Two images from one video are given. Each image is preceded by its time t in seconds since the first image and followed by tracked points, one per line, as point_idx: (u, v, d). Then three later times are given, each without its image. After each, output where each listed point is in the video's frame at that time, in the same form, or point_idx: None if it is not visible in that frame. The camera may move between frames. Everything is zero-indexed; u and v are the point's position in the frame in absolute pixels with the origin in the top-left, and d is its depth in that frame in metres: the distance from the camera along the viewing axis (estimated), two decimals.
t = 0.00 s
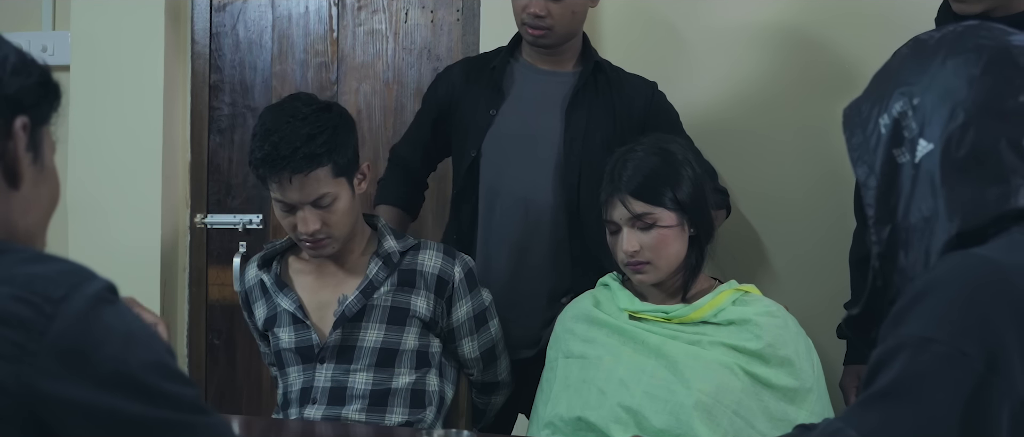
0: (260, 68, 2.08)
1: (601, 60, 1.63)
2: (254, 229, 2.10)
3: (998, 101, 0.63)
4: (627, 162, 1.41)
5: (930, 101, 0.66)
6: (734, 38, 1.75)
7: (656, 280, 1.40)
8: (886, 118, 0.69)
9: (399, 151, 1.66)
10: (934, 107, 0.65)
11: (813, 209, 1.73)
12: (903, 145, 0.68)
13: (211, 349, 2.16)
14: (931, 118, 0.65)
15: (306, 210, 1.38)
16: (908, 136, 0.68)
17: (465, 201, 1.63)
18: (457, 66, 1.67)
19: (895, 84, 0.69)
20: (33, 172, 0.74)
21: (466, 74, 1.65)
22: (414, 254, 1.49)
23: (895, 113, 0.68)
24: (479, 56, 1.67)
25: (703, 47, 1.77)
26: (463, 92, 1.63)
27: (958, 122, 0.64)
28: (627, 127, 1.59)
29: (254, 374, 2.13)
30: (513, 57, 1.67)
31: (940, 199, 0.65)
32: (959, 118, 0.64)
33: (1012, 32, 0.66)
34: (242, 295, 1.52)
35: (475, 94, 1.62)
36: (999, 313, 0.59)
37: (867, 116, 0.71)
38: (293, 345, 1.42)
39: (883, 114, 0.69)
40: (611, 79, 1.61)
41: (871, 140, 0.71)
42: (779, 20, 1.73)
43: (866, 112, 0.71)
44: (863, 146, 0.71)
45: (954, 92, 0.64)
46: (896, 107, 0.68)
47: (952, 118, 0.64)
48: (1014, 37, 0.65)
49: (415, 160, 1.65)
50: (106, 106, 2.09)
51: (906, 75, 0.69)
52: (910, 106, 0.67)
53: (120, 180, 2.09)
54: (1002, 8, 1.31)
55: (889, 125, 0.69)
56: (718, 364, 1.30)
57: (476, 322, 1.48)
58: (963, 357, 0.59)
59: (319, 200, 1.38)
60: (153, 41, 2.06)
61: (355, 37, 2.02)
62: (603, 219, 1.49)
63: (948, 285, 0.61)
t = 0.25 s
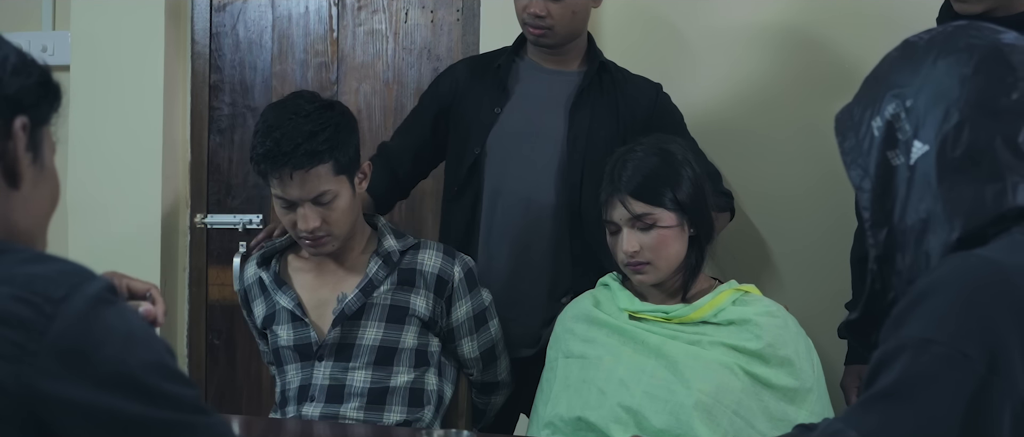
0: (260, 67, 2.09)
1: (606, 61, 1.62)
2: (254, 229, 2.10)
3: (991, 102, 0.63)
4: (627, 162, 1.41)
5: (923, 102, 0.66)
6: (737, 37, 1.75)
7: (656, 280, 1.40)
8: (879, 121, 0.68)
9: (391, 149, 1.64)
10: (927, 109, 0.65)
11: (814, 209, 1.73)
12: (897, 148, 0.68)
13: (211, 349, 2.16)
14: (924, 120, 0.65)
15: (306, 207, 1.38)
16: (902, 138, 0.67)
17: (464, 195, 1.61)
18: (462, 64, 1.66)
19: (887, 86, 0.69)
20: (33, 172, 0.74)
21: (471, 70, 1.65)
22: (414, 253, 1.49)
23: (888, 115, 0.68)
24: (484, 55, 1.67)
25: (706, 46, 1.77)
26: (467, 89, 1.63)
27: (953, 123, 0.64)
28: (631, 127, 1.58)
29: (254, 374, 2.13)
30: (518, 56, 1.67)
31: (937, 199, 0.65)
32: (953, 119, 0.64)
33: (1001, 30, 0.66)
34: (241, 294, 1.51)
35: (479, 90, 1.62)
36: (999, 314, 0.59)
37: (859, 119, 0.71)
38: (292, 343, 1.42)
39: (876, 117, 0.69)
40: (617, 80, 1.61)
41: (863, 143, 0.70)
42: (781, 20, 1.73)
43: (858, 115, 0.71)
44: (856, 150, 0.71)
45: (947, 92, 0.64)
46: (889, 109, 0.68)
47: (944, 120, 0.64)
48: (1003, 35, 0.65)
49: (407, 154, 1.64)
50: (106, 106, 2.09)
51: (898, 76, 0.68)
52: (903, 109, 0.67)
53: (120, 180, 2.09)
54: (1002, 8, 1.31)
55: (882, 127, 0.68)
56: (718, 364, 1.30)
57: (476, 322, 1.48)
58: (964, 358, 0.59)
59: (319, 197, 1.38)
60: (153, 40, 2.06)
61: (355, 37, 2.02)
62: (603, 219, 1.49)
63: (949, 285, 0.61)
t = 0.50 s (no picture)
0: (260, 67, 2.09)
1: (610, 64, 1.62)
2: (254, 229, 2.11)
3: (987, 100, 0.63)
4: (626, 162, 1.41)
5: (915, 105, 0.65)
6: (740, 38, 1.75)
7: (656, 280, 1.40)
8: (871, 125, 0.68)
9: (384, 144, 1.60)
10: (920, 111, 0.65)
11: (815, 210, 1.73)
12: (890, 151, 0.67)
13: (211, 349, 2.16)
14: (918, 124, 0.65)
15: (306, 204, 1.38)
16: (895, 141, 0.67)
17: (473, 192, 1.60)
18: (469, 62, 1.66)
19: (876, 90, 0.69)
20: (32, 172, 0.74)
21: (478, 73, 1.64)
22: (414, 252, 1.49)
23: (880, 120, 0.68)
24: (490, 55, 1.67)
25: (709, 47, 1.77)
26: (473, 88, 1.63)
27: (947, 125, 0.63)
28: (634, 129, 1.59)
29: (254, 374, 2.13)
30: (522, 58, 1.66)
31: (932, 200, 0.64)
32: (947, 121, 0.63)
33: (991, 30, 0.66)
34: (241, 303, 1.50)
35: (485, 91, 1.62)
36: (999, 315, 0.59)
37: (851, 123, 0.70)
38: (293, 344, 1.42)
39: (868, 121, 0.69)
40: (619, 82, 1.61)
41: (856, 147, 0.69)
42: (783, 21, 1.73)
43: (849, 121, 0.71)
44: (848, 158, 0.70)
45: (940, 90, 0.64)
46: (881, 113, 0.68)
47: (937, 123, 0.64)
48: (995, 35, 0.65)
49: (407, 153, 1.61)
50: (106, 106, 2.09)
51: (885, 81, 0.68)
52: (895, 112, 0.67)
53: (120, 180, 2.09)
54: (1002, 8, 1.31)
55: (874, 131, 0.68)
56: (718, 364, 1.30)
57: (476, 322, 1.48)
58: (964, 359, 0.59)
59: (319, 193, 1.38)
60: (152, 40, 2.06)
61: (355, 37, 2.02)
62: (602, 220, 1.49)
63: (949, 286, 0.61)
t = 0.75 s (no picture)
0: (260, 67, 2.09)
1: (612, 66, 1.62)
2: (254, 229, 2.11)
3: (983, 100, 0.63)
4: (625, 162, 1.41)
5: (911, 108, 0.65)
6: (743, 38, 1.75)
7: (656, 280, 1.40)
8: (866, 128, 0.68)
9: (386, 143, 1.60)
10: (916, 115, 0.65)
11: (815, 213, 1.73)
12: (885, 155, 0.67)
13: (211, 349, 2.16)
14: (912, 127, 0.65)
15: (315, 195, 1.38)
16: (890, 144, 0.67)
17: (477, 196, 1.60)
18: (470, 61, 1.66)
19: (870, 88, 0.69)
20: (33, 172, 0.74)
21: (479, 73, 1.63)
22: (413, 252, 1.49)
23: (875, 123, 0.67)
24: (491, 55, 1.66)
25: (712, 46, 1.77)
26: (474, 89, 1.62)
27: (944, 127, 0.64)
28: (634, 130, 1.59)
29: (254, 374, 2.13)
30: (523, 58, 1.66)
31: (930, 202, 0.64)
32: (944, 122, 0.64)
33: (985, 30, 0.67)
34: (241, 296, 1.51)
35: (487, 91, 1.62)
36: (1000, 317, 0.60)
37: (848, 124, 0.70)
38: (292, 343, 1.42)
39: (862, 124, 0.68)
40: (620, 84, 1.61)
41: (852, 154, 0.69)
42: (784, 22, 1.73)
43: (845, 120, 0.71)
44: (844, 161, 0.70)
45: (935, 90, 0.64)
46: (876, 116, 0.67)
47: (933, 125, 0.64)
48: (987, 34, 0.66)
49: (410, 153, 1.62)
50: (106, 106, 2.09)
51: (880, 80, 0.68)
52: (891, 115, 0.66)
53: (120, 180, 2.09)
54: (1002, 7, 1.31)
55: (869, 135, 0.68)
56: (718, 364, 1.30)
57: (476, 321, 1.48)
58: (964, 360, 0.59)
59: (328, 185, 1.38)
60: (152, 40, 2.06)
61: (355, 37, 2.02)
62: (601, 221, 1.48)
63: (951, 287, 0.61)
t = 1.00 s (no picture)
0: (260, 67, 2.08)
1: (603, 63, 1.61)
2: (254, 229, 2.11)
3: (977, 105, 0.63)
4: (625, 163, 1.41)
5: (902, 114, 0.65)
6: (735, 40, 1.75)
7: (656, 280, 1.40)
8: (858, 134, 0.69)
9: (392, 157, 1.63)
10: (908, 120, 0.65)
11: (813, 213, 1.73)
12: (878, 160, 0.68)
13: (211, 349, 2.16)
14: (904, 132, 0.65)
15: (325, 199, 1.37)
16: (882, 150, 0.67)
17: (469, 195, 1.60)
18: (462, 66, 1.66)
19: (867, 91, 0.69)
20: (33, 172, 0.74)
21: (468, 74, 1.64)
22: (414, 254, 1.49)
23: (868, 130, 0.68)
24: (480, 58, 1.66)
25: (705, 50, 1.77)
26: (465, 93, 1.62)
27: (936, 133, 0.64)
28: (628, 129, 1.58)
29: (254, 374, 2.13)
30: (513, 58, 1.66)
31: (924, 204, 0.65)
32: (937, 128, 0.64)
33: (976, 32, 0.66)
34: (242, 290, 1.52)
35: (478, 95, 1.62)
36: (1000, 317, 0.59)
37: (844, 127, 0.70)
38: (293, 344, 1.42)
39: (855, 130, 0.69)
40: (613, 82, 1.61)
41: (846, 157, 0.70)
42: (776, 21, 1.73)
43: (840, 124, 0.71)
44: (841, 165, 0.71)
45: (929, 95, 0.64)
46: (869, 123, 0.68)
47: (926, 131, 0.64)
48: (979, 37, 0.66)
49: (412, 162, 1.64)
50: (106, 106, 2.08)
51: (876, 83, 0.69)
52: (882, 122, 0.67)
53: (120, 180, 2.09)
54: (1001, 8, 1.31)
55: (862, 141, 0.68)
56: (718, 365, 1.30)
57: (477, 323, 1.48)
58: (964, 362, 0.59)
59: (338, 188, 1.38)
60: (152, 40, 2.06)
61: (355, 36, 2.02)
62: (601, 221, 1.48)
63: (950, 288, 0.61)
